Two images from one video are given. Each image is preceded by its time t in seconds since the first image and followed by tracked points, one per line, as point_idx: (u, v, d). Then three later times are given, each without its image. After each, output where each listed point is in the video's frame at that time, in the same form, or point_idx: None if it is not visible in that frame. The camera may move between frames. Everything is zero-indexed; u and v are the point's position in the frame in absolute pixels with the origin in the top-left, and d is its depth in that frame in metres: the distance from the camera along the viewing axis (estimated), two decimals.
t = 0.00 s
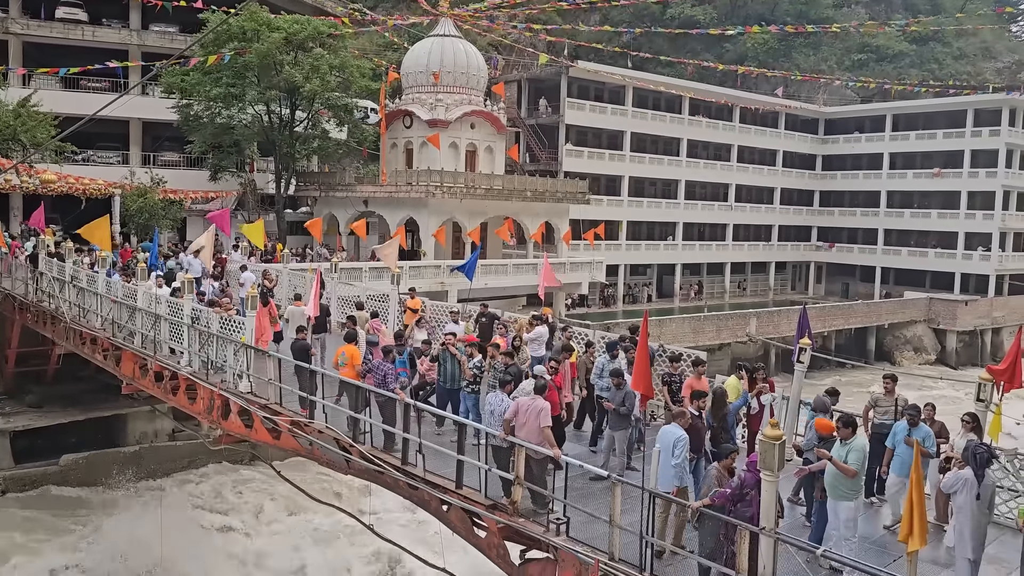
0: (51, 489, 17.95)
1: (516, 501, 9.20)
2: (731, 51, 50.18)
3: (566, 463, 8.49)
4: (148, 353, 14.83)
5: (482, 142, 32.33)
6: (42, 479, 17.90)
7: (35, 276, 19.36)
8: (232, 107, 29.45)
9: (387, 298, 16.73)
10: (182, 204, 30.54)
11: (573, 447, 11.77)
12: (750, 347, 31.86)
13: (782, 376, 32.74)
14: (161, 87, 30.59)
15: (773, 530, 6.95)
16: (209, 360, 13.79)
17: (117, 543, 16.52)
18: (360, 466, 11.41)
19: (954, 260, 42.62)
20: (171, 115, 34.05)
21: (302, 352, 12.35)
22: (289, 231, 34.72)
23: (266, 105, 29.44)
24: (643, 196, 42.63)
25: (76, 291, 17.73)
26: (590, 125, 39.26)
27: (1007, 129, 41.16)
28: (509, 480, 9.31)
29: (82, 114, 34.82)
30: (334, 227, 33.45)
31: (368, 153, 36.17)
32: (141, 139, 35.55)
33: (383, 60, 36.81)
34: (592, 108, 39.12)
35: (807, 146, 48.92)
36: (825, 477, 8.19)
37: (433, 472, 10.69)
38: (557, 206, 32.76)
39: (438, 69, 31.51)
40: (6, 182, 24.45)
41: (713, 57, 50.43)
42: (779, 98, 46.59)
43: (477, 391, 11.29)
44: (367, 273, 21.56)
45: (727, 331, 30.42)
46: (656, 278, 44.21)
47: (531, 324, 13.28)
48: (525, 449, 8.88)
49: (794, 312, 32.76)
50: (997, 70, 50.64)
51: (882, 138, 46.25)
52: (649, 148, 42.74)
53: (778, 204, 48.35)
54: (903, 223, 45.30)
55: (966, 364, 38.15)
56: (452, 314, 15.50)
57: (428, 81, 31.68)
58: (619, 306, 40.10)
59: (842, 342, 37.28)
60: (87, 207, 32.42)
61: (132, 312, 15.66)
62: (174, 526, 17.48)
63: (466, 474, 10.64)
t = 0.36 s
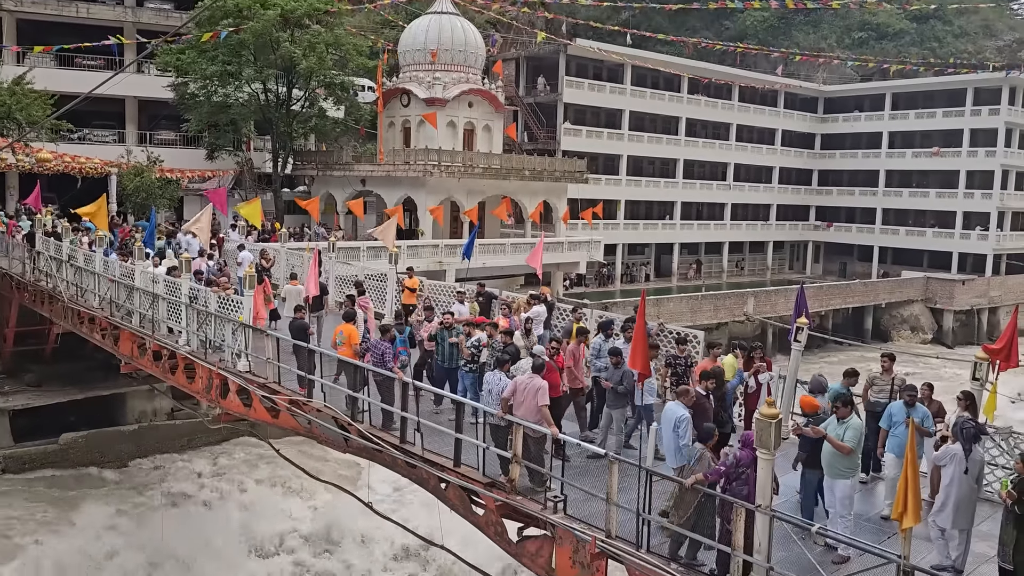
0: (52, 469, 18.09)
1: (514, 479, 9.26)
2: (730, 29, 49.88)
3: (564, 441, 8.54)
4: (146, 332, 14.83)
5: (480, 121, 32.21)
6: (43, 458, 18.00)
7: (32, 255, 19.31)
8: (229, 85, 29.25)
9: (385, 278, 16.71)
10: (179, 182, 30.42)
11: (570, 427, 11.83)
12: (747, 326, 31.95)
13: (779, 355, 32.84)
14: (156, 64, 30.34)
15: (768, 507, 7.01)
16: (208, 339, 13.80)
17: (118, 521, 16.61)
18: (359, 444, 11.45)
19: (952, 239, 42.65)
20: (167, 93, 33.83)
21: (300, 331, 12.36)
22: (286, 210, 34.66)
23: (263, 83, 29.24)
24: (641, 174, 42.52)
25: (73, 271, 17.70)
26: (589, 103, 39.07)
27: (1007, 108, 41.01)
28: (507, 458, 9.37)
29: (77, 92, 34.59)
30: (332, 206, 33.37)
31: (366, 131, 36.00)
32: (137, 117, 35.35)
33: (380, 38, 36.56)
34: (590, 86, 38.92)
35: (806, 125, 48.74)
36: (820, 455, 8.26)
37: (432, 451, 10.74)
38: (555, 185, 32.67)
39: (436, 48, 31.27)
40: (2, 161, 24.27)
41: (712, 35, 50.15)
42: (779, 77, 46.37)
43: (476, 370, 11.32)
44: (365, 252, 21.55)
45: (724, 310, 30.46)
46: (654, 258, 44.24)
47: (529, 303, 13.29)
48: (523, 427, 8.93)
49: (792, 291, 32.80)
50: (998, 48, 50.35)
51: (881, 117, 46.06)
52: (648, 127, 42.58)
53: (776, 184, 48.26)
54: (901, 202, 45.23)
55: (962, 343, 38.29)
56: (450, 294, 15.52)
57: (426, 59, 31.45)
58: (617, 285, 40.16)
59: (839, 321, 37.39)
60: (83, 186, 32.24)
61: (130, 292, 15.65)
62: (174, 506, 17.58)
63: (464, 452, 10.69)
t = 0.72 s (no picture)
0: (54, 448, 18.18)
1: (514, 456, 9.32)
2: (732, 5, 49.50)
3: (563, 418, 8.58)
4: (146, 311, 14.85)
5: (479, 98, 32.05)
6: (45, 436, 18.08)
7: (32, 233, 19.31)
8: (227, 62, 29.05)
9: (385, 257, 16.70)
10: (177, 160, 30.32)
11: (570, 404, 11.88)
12: (746, 304, 31.96)
13: (778, 333, 32.90)
14: (153, 40, 30.09)
15: (767, 484, 7.06)
16: (208, 318, 13.83)
17: (120, 498, 16.71)
18: (359, 422, 11.50)
19: (952, 217, 42.59)
20: (165, 70, 33.62)
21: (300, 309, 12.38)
22: (286, 188, 34.57)
23: (261, 60, 29.03)
24: (641, 152, 42.34)
25: (73, 249, 17.69)
26: (589, 81, 38.83)
27: (1009, 85, 40.74)
28: (507, 435, 9.42)
29: (73, 69, 34.38)
30: (332, 183, 33.27)
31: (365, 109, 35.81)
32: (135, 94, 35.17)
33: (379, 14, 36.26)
34: (591, 63, 38.66)
35: (807, 102, 48.49)
36: (819, 432, 8.28)
37: (432, 428, 10.80)
38: (554, 162, 32.55)
39: (435, 24, 30.98)
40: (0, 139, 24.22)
41: (713, 12, 49.77)
42: (780, 53, 46.07)
43: (475, 348, 11.35)
44: (365, 231, 21.52)
45: (724, 289, 30.46)
46: (654, 236, 44.22)
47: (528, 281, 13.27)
48: (522, 405, 8.98)
49: (792, 269, 32.79)
50: (1002, 24, 49.86)
51: (882, 94, 45.80)
52: (648, 104, 42.34)
53: (777, 161, 48.10)
54: (902, 180, 45.08)
55: (961, 321, 38.31)
56: (449, 273, 15.50)
57: (425, 35, 31.17)
58: (617, 263, 40.18)
59: (838, 300, 37.41)
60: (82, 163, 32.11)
61: (129, 270, 15.66)
62: (175, 484, 17.69)
63: (464, 429, 10.76)
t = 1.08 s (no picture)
0: (60, 423, 18.34)
1: (517, 432, 9.38)
2: None
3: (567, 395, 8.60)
4: (151, 288, 14.87)
5: (483, 75, 31.86)
6: (50, 412, 18.23)
7: (36, 211, 19.30)
8: (229, 39, 28.86)
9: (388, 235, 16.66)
10: (180, 137, 30.23)
11: (573, 381, 11.92)
12: (751, 282, 31.93)
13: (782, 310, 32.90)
14: (155, 19, 29.90)
15: (769, 460, 7.09)
16: (212, 295, 13.86)
17: (125, 472, 16.80)
18: (364, 399, 11.55)
19: (958, 194, 42.40)
20: (167, 46, 33.43)
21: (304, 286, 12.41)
22: (289, 166, 34.49)
23: (263, 36, 28.83)
24: (645, 129, 42.09)
25: (77, 227, 17.70)
26: (593, 57, 38.53)
27: (1018, 60, 40.34)
28: (511, 412, 9.46)
29: (75, 46, 34.19)
30: (335, 160, 33.20)
31: (368, 86, 35.63)
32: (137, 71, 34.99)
33: None
34: (595, 39, 38.34)
35: (813, 78, 48.11)
36: (821, 409, 8.34)
37: (436, 405, 10.85)
38: (558, 139, 32.40)
39: None
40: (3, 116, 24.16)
41: None
42: (786, 29, 45.63)
43: (479, 325, 11.37)
44: (369, 208, 21.49)
45: (728, 266, 30.43)
46: (659, 213, 44.10)
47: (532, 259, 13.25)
48: (525, 382, 9.02)
49: (796, 246, 32.72)
50: None
51: (889, 70, 45.40)
52: (653, 80, 42.02)
53: (782, 138, 47.83)
54: (908, 157, 44.81)
55: (966, 299, 38.24)
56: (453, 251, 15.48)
57: (428, 11, 30.70)
58: (621, 241, 40.12)
59: (843, 277, 37.37)
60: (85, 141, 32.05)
61: (134, 248, 15.66)
62: (180, 458, 17.77)
63: (468, 406, 10.81)
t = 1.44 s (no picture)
0: (73, 396, 18.47)
1: (527, 408, 9.43)
2: None
3: (576, 371, 8.65)
4: (163, 264, 14.95)
5: (492, 50, 31.65)
6: (64, 386, 18.36)
7: (47, 187, 19.38)
8: (238, 14, 28.69)
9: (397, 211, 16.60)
10: (190, 114, 30.21)
11: (583, 357, 11.96)
12: (761, 259, 31.79)
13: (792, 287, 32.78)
14: None
15: (779, 436, 7.10)
16: (223, 272, 13.93)
17: (137, 444, 16.91)
18: (374, 374, 11.60)
19: (972, 170, 41.99)
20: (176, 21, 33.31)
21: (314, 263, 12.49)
22: (299, 142, 34.45)
23: (271, 11, 28.66)
24: (657, 104, 41.74)
25: (89, 203, 17.76)
26: (604, 31, 38.14)
27: None
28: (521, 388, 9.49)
29: (84, 22, 34.12)
30: (344, 137, 33.14)
31: (377, 62, 35.45)
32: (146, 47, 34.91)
33: None
34: (606, 14, 37.93)
35: (826, 53, 47.54)
36: (832, 385, 8.33)
37: (446, 380, 10.92)
38: (568, 115, 32.21)
39: None
40: (13, 93, 24.22)
41: None
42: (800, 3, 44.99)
43: (488, 301, 11.38)
44: (378, 184, 21.45)
45: (739, 243, 30.31)
46: (669, 189, 43.91)
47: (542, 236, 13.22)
48: (536, 358, 9.06)
49: (808, 223, 32.55)
50: None
51: (904, 44, 44.80)
52: (664, 55, 41.58)
53: (795, 114, 47.39)
54: (922, 132, 44.32)
55: (979, 276, 37.99)
56: (463, 228, 15.45)
57: None
58: (631, 217, 40.02)
59: (855, 254, 37.18)
60: (95, 118, 32.08)
61: (145, 224, 15.71)
62: (191, 430, 17.87)
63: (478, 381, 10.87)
